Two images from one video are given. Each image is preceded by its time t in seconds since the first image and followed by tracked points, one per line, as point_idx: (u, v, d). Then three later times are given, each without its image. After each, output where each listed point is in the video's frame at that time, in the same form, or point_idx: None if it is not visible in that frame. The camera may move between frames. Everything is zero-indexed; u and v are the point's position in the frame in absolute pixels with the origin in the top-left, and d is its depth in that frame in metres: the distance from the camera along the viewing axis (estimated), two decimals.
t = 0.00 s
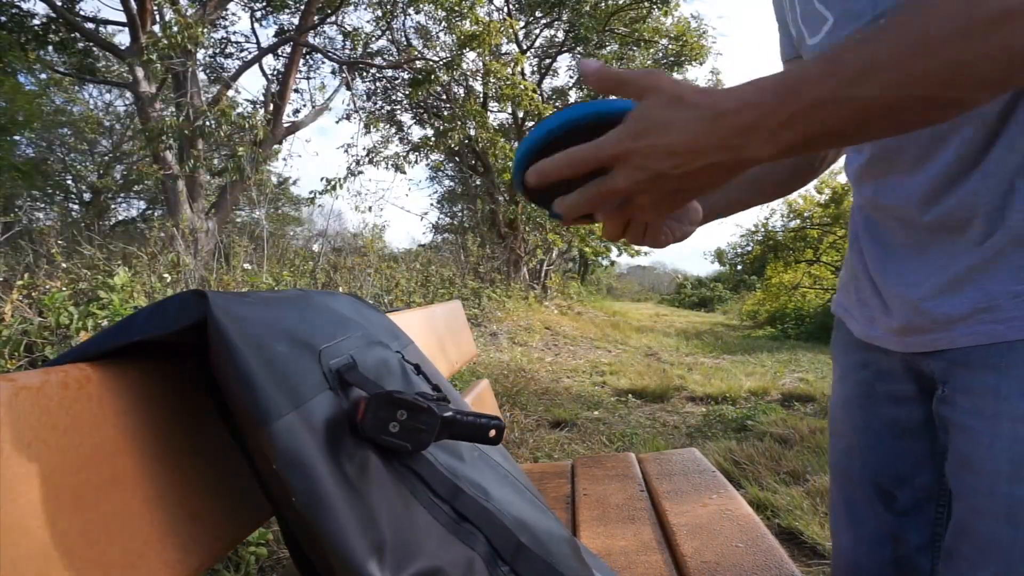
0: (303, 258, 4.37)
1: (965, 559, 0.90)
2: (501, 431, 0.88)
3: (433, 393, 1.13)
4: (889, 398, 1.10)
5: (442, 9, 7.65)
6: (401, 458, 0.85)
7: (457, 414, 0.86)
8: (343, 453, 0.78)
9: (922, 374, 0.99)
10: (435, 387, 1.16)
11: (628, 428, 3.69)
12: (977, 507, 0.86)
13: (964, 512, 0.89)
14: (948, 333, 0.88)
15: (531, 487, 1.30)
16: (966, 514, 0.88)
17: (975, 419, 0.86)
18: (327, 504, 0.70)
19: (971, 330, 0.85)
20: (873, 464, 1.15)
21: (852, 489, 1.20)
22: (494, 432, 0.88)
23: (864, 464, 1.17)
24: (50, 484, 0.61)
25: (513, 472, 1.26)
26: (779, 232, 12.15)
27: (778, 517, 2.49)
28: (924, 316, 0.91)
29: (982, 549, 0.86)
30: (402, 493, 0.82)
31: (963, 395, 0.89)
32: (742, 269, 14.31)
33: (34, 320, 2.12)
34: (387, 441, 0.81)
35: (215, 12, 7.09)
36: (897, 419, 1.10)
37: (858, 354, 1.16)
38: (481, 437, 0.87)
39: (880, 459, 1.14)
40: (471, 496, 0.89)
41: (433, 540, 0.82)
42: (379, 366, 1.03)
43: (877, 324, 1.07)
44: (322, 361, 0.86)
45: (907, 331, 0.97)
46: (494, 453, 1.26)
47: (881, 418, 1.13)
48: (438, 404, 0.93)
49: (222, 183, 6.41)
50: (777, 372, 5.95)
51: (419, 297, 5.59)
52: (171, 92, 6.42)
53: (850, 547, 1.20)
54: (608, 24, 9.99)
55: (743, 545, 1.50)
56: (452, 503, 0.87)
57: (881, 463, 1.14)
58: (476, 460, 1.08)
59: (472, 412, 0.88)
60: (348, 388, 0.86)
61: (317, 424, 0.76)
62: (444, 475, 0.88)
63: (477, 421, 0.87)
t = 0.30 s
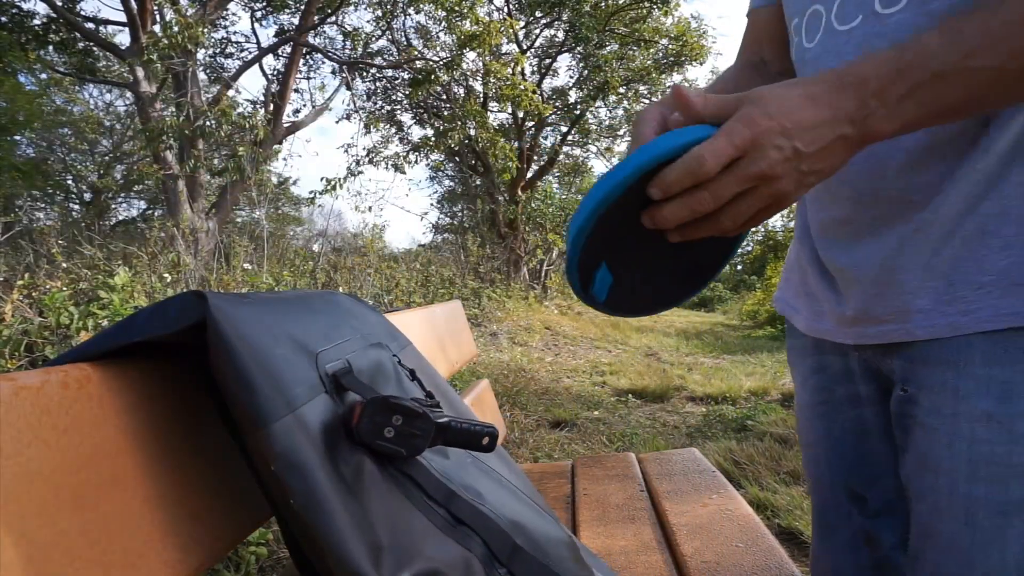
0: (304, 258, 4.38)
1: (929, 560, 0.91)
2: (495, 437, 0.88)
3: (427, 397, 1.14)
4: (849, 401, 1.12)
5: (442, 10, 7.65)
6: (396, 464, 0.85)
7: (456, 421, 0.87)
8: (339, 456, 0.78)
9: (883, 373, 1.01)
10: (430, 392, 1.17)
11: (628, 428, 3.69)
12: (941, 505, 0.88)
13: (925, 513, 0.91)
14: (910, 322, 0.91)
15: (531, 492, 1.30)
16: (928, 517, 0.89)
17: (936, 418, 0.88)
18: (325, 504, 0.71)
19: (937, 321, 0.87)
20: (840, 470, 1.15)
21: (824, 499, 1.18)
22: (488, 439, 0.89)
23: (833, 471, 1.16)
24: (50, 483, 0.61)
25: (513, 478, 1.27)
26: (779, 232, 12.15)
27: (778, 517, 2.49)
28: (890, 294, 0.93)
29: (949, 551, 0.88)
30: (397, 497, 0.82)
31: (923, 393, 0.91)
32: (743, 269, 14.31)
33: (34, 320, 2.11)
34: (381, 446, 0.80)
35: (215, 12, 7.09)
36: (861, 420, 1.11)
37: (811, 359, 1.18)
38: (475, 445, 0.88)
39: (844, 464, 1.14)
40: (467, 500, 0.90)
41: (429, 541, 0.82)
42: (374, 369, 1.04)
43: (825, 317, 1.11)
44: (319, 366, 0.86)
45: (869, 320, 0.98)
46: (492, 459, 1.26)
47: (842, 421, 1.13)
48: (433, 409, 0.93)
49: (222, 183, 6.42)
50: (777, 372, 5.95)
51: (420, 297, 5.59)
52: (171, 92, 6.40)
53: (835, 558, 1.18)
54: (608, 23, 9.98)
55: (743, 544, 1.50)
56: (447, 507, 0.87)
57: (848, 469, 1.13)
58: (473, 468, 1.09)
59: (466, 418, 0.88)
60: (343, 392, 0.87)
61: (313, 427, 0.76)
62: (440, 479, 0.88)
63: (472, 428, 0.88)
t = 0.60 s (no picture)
0: (304, 258, 4.38)
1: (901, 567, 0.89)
2: (492, 441, 0.90)
3: (425, 400, 1.13)
4: (827, 404, 1.12)
5: (442, 10, 7.66)
6: (394, 467, 0.85)
7: (455, 424, 0.87)
8: (339, 457, 0.78)
9: (861, 373, 1.01)
10: (429, 394, 1.16)
11: (628, 428, 3.69)
12: (914, 509, 0.86)
13: (897, 517, 0.89)
14: (886, 309, 0.89)
15: (529, 493, 1.30)
16: (899, 522, 0.89)
17: (909, 421, 0.87)
18: (325, 506, 0.71)
19: (909, 309, 0.86)
20: (824, 476, 1.14)
21: (811, 507, 1.17)
22: (485, 442, 0.90)
23: (817, 478, 1.15)
24: (50, 483, 0.61)
25: (512, 480, 1.27)
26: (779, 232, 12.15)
27: (778, 517, 2.49)
28: (878, 285, 0.92)
29: (921, 559, 0.86)
30: (394, 498, 0.82)
31: (897, 396, 0.90)
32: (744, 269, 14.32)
33: (34, 320, 2.11)
34: (379, 449, 0.81)
35: (215, 12, 7.09)
36: (843, 422, 1.11)
37: (794, 362, 1.18)
38: (473, 447, 0.88)
39: (829, 469, 1.13)
40: (465, 502, 0.90)
41: (428, 543, 0.82)
42: (374, 370, 1.04)
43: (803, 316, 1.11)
44: (318, 367, 0.86)
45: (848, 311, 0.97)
46: (491, 461, 1.27)
47: (821, 426, 1.14)
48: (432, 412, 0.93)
49: (223, 183, 6.44)
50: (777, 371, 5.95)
51: (421, 297, 5.60)
52: (171, 92, 6.41)
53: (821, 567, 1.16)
54: (608, 23, 9.99)
55: (742, 544, 1.50)
56: (445, 508, 0.88)
57: (833, 473, 1.13)
58: (473, 472, 1.09)
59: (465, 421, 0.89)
60: (342, 393, 0.87)
61: (313, 428, 0.76)
62: (438, 482, 0.89)
63: (471, 432, 0.88)
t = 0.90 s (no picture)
0: (304, 258, 4.39)
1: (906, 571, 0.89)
2: (490, 444, 0.90)
3: (424, 402, 1.13)
4: (829, 405, 1.12)
5: (443, 10, 7.67)
6: (392, 469, 0.86)
7: (452, 426, 0.88)
8: (336, 459, 0.78)
9: (863, 374, 1.01)
10: (428, 396, 1.16)
11: (628, 428, 3.69)
12: (918, 516, 0.86)
13: (902, 522, 0.89)
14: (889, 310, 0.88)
15: (529, 494, 1.30)
16: (904, 524, 0.89)
17: (914, 423, 0.87)
18: (325, 509, 0.71)
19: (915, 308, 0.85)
20: (826, 477, 1.14)
21: (813, 506, 1.17)
22: (483, 445, 0.90)
23: (820, 477, 1.15)
24: (49, 482, 0.61)
25: (511, 481, 1.27)
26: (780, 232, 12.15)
27: (778, 517, 2.49)
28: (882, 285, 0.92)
29: (924, 563, 0.86)
30: (392, 500, 0.82)
31: (900, 399, 0.90)
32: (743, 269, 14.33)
33: (35, 320, 2.11)
34: (377, 451, 0.81)
35: (215, 12, 7.10)
36: (843, 424, 1.11)
37: (796, 362, 1.18)
38: (471, 449, 0.88)
39: (830, 469, 1.13)
40: (462, 504, 0.91)
41: (426, 543, 0.82)
42: (373, 372, 1.04)
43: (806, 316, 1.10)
44: (316, 369, 0.86)
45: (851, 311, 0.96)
46: (489, 462, 1.27)
47: (822, 425, 1.13)
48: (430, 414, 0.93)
49: (223, 183, 6.44)
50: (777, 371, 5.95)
51: (420, 297, 5.60)
52: (171, 92, 6.41)
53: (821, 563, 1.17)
54: (608, 23, 9.99)
55: (742, 544, 1.50)
56: (442, 509, 0.88)
57: (834, 473, 1.13)
58: (472, 473, 1.09)
59: (464, 424, 0.89)
60: (339, 395, 0.87)
61: (311, 430, 0.76)
62: (436, 484, 0.89)
63: (470, 434, 0.88)
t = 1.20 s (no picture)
0: (304, 258, 4.39)
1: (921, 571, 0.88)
2: (488, 446, 0.89)
3: (422, 404, 1.13)
4: (838, 405, 1.12)
5: (443, 10, 7.68)
6: (390, 471, 0.85)
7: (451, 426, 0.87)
8: (335, 460, 0.78)
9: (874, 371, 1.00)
10: (425, 397, 1.16)
11: (628, 428, 3.69)
12: (930, 517, 0.85)
13: (917, 521, 0.88)
14: (899, 317, 0.88)
15: (528, 495, 1.30)
16: (919, 524, 0.88)
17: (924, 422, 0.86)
18: (322, 510, 0.71)
19: (921, 311, 0.85)
20: (833, 474, 1.14)
21: (818, 504, 1.17)
22: (481, 447, 0.89)
23: (826, 475, 1.14)
24: (49, 485, 0.61)
25: (512, 483, 1.27)
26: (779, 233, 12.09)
27: (778, 517, 2.49)
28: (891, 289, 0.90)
29: (938, 563, 0.85)
30: (390, 501, 0.82)
31: (912, 398, 0.89)
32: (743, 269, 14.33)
33: (34, 320, 2.11)
34: (375, 453, 0.81)
35: (215, 12, 7.10)
36: (852, 422, 1.11)
37: (803, 360, 1.17)
38: (469, 452, 0.88)
39: (839, 467, 1.13)
40: (460, 505, 0.91)
41: (424, 546, 0.82)
42: (371, 373, 1.04)
43: (817, 316, 1.10)
44: (315, 370, 0.86)
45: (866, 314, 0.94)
46: (488, 463, 1.27)
47: (829, 423, 1.13)
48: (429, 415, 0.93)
49: (222, 183, 6.45)
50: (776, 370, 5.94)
51: (420, 296, 5.60)
52: (171, 92, 6.41)
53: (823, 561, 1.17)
54: (608, 23, 9.99)
55: (742, 544, 1.50)
56: (441, 511, 0.88)
57: (842, 471, 1.12)
58: (470, 475, 1.09)
59: (462, 426, 0.88)
60: (338, 397, 0.87)
61: (309, 431, 0.76)
62: (435, 486, 0.89)
63: (468, 436, 0.88)
